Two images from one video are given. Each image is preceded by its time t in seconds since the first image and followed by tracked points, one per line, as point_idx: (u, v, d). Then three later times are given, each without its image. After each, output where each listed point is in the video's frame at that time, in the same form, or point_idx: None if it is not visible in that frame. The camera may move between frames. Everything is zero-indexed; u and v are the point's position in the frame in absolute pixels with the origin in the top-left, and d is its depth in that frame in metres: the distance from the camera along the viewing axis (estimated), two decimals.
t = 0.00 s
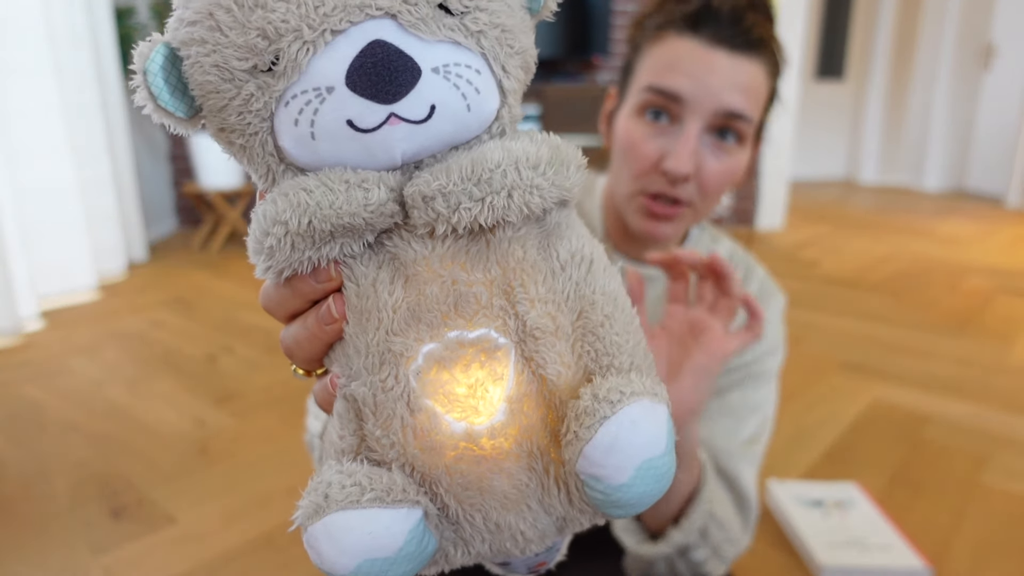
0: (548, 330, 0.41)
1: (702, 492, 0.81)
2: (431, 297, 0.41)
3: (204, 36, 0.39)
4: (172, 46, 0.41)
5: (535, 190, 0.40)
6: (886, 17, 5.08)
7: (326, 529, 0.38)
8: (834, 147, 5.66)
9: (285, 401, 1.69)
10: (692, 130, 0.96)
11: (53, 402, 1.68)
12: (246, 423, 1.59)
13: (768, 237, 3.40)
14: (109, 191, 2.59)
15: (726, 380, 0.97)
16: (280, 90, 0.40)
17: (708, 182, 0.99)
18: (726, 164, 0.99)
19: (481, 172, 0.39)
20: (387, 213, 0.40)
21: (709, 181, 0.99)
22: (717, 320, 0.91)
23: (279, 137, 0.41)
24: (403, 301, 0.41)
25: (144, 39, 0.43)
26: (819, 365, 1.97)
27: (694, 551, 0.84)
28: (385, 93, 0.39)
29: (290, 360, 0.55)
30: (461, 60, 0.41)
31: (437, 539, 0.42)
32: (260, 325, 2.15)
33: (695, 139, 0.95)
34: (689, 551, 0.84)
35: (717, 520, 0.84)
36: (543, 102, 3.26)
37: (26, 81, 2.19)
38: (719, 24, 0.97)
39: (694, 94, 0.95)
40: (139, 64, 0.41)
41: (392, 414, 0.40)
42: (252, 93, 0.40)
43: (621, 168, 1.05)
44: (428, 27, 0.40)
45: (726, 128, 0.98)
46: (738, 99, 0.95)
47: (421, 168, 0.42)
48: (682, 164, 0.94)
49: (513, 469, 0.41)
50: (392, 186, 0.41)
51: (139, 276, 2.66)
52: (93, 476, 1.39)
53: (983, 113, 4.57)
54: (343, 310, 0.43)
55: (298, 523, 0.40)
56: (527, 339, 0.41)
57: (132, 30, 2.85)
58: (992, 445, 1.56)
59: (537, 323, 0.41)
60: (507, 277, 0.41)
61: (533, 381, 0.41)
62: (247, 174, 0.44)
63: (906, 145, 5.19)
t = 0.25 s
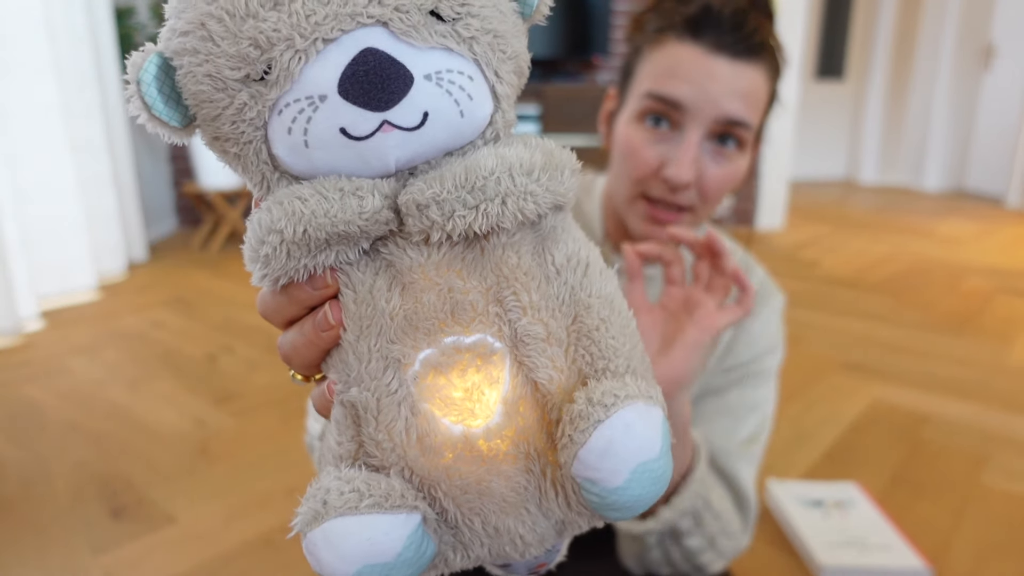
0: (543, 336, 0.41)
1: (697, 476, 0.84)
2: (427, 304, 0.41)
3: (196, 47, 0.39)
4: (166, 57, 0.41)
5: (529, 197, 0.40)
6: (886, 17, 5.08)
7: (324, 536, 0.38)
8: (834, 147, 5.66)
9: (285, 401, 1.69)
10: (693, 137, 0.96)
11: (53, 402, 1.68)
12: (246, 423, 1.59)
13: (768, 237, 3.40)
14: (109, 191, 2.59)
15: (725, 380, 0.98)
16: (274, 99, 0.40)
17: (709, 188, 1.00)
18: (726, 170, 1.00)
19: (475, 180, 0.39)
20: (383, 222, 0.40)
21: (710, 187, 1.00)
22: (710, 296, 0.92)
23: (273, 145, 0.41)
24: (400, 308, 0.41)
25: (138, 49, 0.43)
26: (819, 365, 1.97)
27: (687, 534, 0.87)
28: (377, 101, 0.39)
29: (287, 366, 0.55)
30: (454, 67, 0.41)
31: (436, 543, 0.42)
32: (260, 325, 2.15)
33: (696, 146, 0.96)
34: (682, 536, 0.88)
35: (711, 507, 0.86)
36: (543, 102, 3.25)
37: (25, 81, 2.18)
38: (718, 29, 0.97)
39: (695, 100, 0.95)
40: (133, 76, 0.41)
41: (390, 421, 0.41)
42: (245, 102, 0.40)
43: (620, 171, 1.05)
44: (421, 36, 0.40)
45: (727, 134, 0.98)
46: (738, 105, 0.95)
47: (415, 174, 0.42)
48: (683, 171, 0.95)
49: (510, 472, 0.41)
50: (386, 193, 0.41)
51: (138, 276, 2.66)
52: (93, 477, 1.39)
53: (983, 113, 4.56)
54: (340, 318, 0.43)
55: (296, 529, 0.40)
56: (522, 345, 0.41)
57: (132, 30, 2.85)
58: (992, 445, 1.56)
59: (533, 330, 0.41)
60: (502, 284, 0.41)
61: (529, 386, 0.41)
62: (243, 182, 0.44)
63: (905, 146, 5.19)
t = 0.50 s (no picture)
0: (533, 326, 0.41)
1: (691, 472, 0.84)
2: (420, 295, 0.41)
3: (190, 35, 0.40)
4: (161, 45, 0.41)
5: (521, 186, 0.40)
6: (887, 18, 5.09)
7: (316, 524, 0.38)
8: (834, 148, 5.66)
9: (285, 401, 1.69)
10: (691, 137, 0.96)
11: (53, 402, 1.68)
12: (245, 423, 1.59)
13: (768, 237, 3.40)
14: (109, 192, 2.59)
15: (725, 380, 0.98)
16: (267, 87, 0.40)
17: (707, 188, 1.00)
18: (724, 169, 1.00)
19: (467, 170, 0.39)
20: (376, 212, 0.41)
21: (708, 187, 1.00)
22: (703, 297, 0.91)
23: (266, 134, 0.41)
24: (393, 299, 0.41)
25: (133, 38, 0.43)
26: (819, 365, 1.97)
27: (682, 533, 0.87)
28: (370, 90, 0.39)
29: (282, 358, 0.55)
30: (447, 56, 0.41)
31: (429, 534, 0.42)
32: (259, 325, 2.15)
33: (694, 146, 0.96)
34: (679, 536, 0.87)
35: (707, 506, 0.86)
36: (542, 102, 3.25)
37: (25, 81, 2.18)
38: (717, 28, 0.97)
39: (693, 99, 0.95)
40: (127, 64, 0.41)
41: (382, 411, 0.41)
42: (239, 91, 0.40)
43: (619, 170, 1.05)
44: (414, 24, 0.40)
45: (725, 133, 0.98)
46: (736, 104, 0.95)
47: (408, 164, 0.42)
48: (682, 170, 0.95)
49: (503, 461, 0.41)
50: (379, 183, 0.41)
51: (138, 276, 2.67)
52: (92, 477, 1.39)
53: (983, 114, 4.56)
54: (333, 308, 0.43)
55: (288, 517, 0.40)
56: (514, 335, 0.41)
57: (132, 30, 2.85)
58: (992, 445, 1.56)
59: (524, 320, 0.41)
60: (494, 275, 0.41)
61: (520, 375, 0.41)
62: (237, 173, 0.44)
63: (905, 146, 5.19)
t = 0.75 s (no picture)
0: (534, 330, 0.41)
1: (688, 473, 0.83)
2: (421, 299, 0.41)
3: (190, 38, 0.39)
4: (161, 48, 0.41)
5: (522, 190, 0.40)
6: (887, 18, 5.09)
7: (317, 530, 0.38)
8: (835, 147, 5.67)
9: (285, 401, 1.69)
10: (691, 137, 0.96)
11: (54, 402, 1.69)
12: (245, 423, 1.60)
13: (768, 237, 3.41)
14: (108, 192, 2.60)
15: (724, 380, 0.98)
16: (268, 91, 0.40)
17: (707, 188, 1.00)
18: (725, 170, 1.00)
19: (468, 174, 0.39)
20: (377, 216, 0.41)
21: (709, 186, 1.00)
22: (699, 298, 0.92)
23: (267, 137, 0.41)
24: (395, 303, 0.41)
25: (133, 41, 0.43)
26: (820, 364, 1.98)
27: (681, 534, 0.87)
28: (371, 93, 0.39)
29: (282, 360, 0.55)
30: (448, 59, 0.40)
31: (431, 538, 0.42)
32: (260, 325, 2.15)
33: (694, 146, 0.96)
34: (676, 536, 0.88)
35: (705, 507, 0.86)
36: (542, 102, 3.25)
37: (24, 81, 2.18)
38: (718, 29, 0.97)
39: (694, 100, 0.94)
40: (127, 67, 0.41)
41: (383, 415, 0.41)
42: (239, 94, 0.40)
43: (620, 171, 1.05)
44: (414, 27, 0.40)
45: (725, 134, 0.98)
46: (736, 105, 0.95)
47: (409, 167, 0.42)
48: (682, 170, 0.95)
49: (505, 465, 0.41)
50: (380, 187, 0.41)
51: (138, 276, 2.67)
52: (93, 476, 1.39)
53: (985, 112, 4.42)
54: (335, 311, 0.43)
55: (290, 522, 0.40)
56: (514, 339, 0.41)
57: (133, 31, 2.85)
58: (993, 446, 1.55)
59: (525, 325, 0.41)
60: (495, 279, 0.41)
61: (522, 378, 0.41)
62: (238, 176, 0.44)
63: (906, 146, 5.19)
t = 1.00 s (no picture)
0: (536, 338, 0.41)
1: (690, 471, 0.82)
2: (422, 307, 0.41)
3: (186, 49, 0.39)
4: (157, 59, 0.41)
5: (522, 199, 0.40)
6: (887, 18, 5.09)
7: (321, 542, 0.38)
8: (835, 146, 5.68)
9: (284, 402, 1.69)
10: (692, 138, 0.96)
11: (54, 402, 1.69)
12: (244, 423, 1.60)
13: (768, 237, 3.41)
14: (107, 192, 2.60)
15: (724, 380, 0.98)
16: (265, 101, 0.40)
17: (708, 189, 1.00)
18: (725, 171, 1.00)
19: (468, 183, 0.39)
20: (378, 224, 0.40)
21: (709, 188, 1.00)
22: (701, 293, 0.92)
23: (265, 147, 0.41)
24: (396, 313, 0.41)
25: (128, 51, 0.43)
26: (819, 365, 1.97)
27: (681, 529, 0.88)
28: (369, 102, 0.39)
29: (283, 368, 0.55)
30: (446, 67, 0.40)
31: (434, 546, 0.42)
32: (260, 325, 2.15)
33: (694, 147, 0.96)
34: (676, 532, 0.89)
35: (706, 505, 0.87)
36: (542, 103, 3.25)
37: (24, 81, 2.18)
38: (718, 30, 0.97)
39: (694, 101, 0.95)
40: (122, 79, 0.41)
41: (385, 423, 0.41)
42: (236, 104, 0.40)
43: (620, 173, 1.05)
44: (412, 36, 0.40)
45: (726, 135, 0.98)
46: (736, 106, 0.95)
47: (409, 176, 0.42)
48: (682, 172, 0.95)
49: (507, 473, 0.41)
50: (380, 196, 0.41)
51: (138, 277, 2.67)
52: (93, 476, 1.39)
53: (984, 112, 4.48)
54: (335, 320, 0.43)
55: (294, 534, 0.40)
56: (515, 347, 0.41)
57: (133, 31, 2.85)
58: (993, 446, 1.56)
59: (527, 333, 0.41)
60: (496, 287, 0.41)
61: (523, 387, 0.41)
62: (236, 185, 0.44)
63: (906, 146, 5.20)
